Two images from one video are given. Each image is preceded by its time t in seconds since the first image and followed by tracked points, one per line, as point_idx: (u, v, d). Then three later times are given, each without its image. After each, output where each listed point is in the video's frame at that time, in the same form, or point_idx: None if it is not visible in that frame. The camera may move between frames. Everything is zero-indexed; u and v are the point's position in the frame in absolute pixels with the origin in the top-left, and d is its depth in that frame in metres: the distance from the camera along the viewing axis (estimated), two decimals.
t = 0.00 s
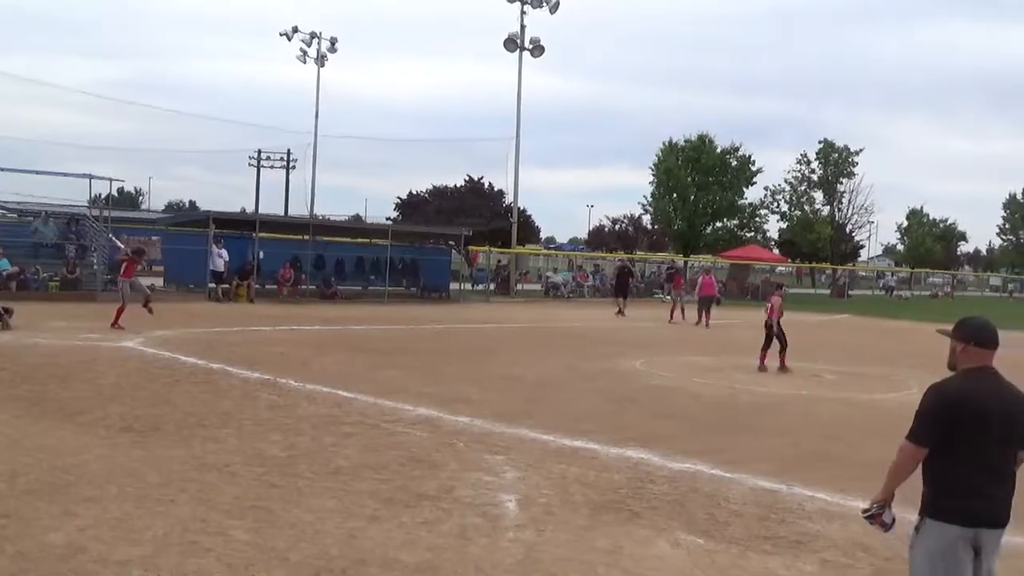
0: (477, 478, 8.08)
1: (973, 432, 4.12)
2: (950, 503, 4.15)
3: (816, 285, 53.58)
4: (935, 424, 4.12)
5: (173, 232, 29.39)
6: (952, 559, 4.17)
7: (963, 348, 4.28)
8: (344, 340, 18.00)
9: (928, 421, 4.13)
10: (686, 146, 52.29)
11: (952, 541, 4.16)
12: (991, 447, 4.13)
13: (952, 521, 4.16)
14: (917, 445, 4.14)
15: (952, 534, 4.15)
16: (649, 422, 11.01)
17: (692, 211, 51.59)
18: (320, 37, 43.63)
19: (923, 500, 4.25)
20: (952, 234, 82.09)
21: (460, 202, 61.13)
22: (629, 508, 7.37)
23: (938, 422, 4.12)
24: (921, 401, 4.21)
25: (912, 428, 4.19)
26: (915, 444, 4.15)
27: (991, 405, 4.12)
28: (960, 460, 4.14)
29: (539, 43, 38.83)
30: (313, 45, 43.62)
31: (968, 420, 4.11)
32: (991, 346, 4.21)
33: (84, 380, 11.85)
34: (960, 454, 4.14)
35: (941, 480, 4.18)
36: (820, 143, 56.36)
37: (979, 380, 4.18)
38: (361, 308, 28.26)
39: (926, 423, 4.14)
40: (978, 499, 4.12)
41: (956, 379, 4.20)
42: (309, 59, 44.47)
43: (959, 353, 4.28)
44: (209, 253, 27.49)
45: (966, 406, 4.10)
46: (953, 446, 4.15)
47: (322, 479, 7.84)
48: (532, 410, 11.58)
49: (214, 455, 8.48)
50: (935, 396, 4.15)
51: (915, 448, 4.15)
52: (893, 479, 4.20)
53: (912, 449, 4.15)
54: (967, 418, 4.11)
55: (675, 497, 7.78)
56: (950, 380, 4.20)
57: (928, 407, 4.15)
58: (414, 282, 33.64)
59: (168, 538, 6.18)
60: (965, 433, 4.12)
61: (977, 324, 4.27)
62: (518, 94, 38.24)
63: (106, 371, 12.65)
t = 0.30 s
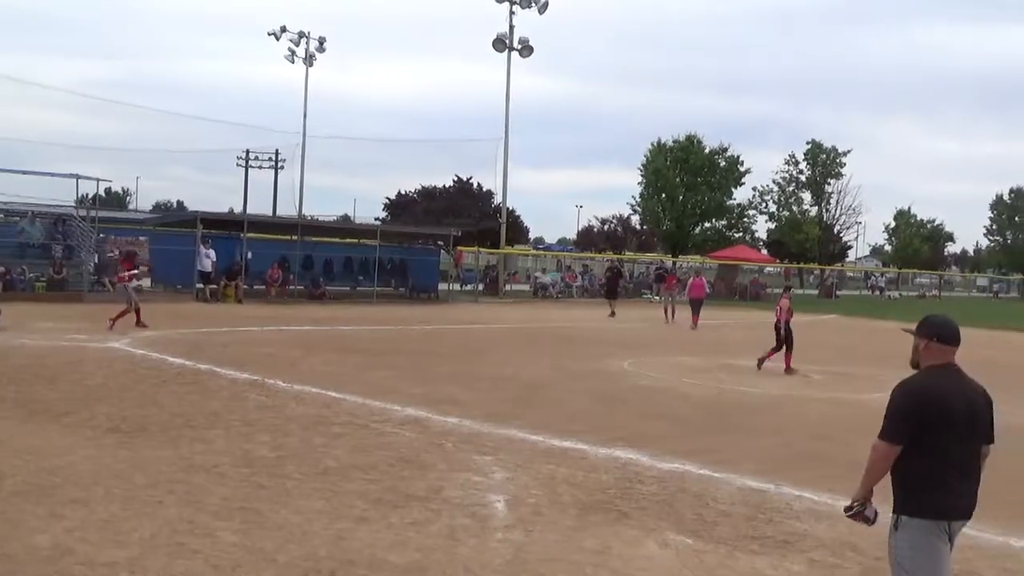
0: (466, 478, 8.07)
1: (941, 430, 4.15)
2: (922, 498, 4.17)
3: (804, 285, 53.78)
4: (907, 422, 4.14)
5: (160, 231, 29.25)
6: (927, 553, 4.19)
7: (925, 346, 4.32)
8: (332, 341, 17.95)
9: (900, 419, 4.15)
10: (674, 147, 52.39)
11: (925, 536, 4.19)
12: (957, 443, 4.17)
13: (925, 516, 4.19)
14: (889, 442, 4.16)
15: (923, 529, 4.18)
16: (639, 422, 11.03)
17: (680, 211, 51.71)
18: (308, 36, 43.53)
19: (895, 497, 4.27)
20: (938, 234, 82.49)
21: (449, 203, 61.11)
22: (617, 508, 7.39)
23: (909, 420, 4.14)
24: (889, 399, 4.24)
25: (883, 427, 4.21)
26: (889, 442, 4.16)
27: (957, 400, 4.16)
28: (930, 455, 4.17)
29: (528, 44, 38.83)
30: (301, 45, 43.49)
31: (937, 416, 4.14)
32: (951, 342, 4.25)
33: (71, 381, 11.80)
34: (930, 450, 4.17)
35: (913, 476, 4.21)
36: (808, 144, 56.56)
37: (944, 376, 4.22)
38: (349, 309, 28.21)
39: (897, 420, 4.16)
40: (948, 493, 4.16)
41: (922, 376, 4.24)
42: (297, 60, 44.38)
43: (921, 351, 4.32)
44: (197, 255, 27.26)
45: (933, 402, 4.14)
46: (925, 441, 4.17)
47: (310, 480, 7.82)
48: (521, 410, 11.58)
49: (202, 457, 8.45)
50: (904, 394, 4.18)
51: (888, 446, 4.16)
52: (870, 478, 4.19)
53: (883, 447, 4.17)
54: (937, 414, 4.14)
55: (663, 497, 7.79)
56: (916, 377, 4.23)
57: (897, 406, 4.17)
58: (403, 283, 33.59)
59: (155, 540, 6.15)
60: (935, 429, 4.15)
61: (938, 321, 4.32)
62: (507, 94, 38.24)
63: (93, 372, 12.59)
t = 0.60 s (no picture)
0: (453, 478, 8.05)
1: (913, 423, 4.24)
2: (897, 491, 4.24)
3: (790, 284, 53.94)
4: (886, 415, 4.19)
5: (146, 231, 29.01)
6: (898, 546, 4.27)
7: (883, 343, 4.40)
8: (318, 340, 17.89)
9: (882, 413, 4.19)
10: (660, 147, 52.48)
11: (896, 529, 4.26)
12: (924, 437, 4.29)
13: (897, 509, 4.26)
14: (872, 435, 4.18)
15: (895, 521, 4.26)
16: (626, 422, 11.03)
17: (666, 211, 51.81)
18: (294, 35, 43.37)
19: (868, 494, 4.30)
20: (922, 234, 82.92)
21: (435, 202, 61.02)
22: (604, 508, 7.38)
23: (888, 413, 4.20)
24: (863, 394, 4.27)
25: (862, 421, 4.22)
26: (871, 435, 4.18)
27: (924, 394, 4.28)
28: (907, 448, 4.24)
29: (514, 43, 38.82)
30: (287, 44, 43.33)
31: (912, 410, 4.23)
32: (910, 339, 4.37)
33: (55, 381, 11.73)
34: (904, 442, 4.25)
35: (887, 470, 4.27)
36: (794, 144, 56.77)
37: (910, 371, 4.31)
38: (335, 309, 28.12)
39: (877, 414, 4.19)
40: (918, 485, 4.26)
41: (890, 371, 4.31)
42: (283, 58, 44.22)
43: (881, 348, 4.39)
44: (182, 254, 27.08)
45: (907, 396, 4.23)
46: (900, 435, 4.24)
47: (297, 480, 7.79)
48: (508, 410, 11.56)
49: (187, 457, 8.42)
50: (879, 389, 4.23)
51: (872, 439, 4.18)
52: (855, 473, 4.19)
53: (867, 441, 4.18)
54: (911, 407, 4.23)
55: (649, 496, 7.80)
56: (885, 373, 4.29)
57: (877, 399, 4.20)
58: (389, 282, 33.53)
59: (140, 541, 6.11)
60: (912, 422, 4.22)
61: (894, 319, 4.43)
62: (493, 93, 38.22)
63: (76, 371, 12.51)
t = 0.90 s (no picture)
0: (440, 478, 8.03)
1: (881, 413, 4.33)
2: (860, 478, 4.33)
3: (776, 284, 54.13)
4: (858, 402, 4.26)
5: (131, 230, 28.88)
6: (856, 534, 4.36)
7: (851, 335, 4.49)
8: (304, 341, 17.84)
9: (856, 398, 4.26)
10: (647, 147, 52.59)
11: (858, 517, 4.35)
12: (889, 428, 4.38)
13: (862, 498, 4.35)
14: (843, 421, 4.24)
15: (858, 509, 4.34)
16: (612, 421, 11.04)
17: (653, 211, 51.91)
18: (280, 34, 43.24)
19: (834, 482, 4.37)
20: (907, 235, 83.35)
21: (422, 202, 60.95)
22: (590, 508, 7.38)
23: (860, 399, 4.27)
24: (836, 379, 4.33)
25: (835, 405, 4.28)
26: (843, 419, 4.24)
27: (891, 386, 4.38)
28: (875, 437, 4.33)
29: (500, 43, 38.82)
30: (273, 44, 43.19)
31: (881, 399, 4.32)
32: (878, 332, 4.47)
33: (39, 381, 11.66)
34: (871, 431, 4.33)
35: (851, 457, 4.35)
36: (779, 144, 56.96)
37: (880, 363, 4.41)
38: (322, 309, 28.05)
39: (850, 400, 4.25)
40: (882, 474, 4.35)
41: (860, 360, 4.39)
42: (269, 58, 44.07)
43: (850, 340, 4.47)
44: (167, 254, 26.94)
45: (878, 385, 4.31)
46: (868, 423, 4.32)
47: (283, 480, 7.77)
48: (494, 410, 11.55)
49: (173, 457, 8.38)
50: (852, 378, 4.30)
51: (843, 424, 4.23)
52: (825, 458, 4.25)
53: (839, 425, 4.24)
54: (880, 396, 4.31)
55: (636, 496, 7.81)
56: (856, 361, 4.37)
57: (850, 384, 4.26)
58: (375, 282, 33.49)
59: (125, 542, 6.07)
60: (881, 411, 4.31)
61: (863, 314, 4.52)
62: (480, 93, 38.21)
63: (61, 372, 12.44)
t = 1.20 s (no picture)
0: (433, 479, 8.03)
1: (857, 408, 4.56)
2: (835, 473, 4.54)
3: (769, 283, 54.24)
4: (838, 398, 4.48)
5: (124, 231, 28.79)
6: (829, 524, 4.58)
7: (828, 333, 4.73)
8: (297, 341, 17.81)
9: (836, 394, 4.48)
10: (639, 147, 52.65)
11: (832, 509, 4.56)
12: (864, 425, 4.61)
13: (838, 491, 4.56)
14: (822, 416, 4.46)
15: (833, 502, 4.55)
16: (604, 421, 11.05)
17: (645, 210, 51.97)
18: (272, 34, 43.18)
19: (810, 475, 4.58)
20: (899, 234, 83.53)
21: (415, 202, 60.91)
22: (584, 507, 7.39)
23: (840, 396, 4.49)
24: (818, 375, 4.54)
25: (816, 402, 4.49)
26: (822, 416, 4.45)
27: (867, 382, 4.62)
28: (851, 432, 4.56)
29: (493, 43, 38.81)
30: (265, 43, 43.12)
31: (858, 396, 4.56)
32: (852, 330, 4.72)
33: (30, 382, 11.63)
34: (846, 427, 4.56)
35: (829, 453, 4.55)
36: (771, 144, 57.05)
37: (855, 361, 4.66)
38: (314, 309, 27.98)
39: (831, 396, 4.47)
40: (855, 469, 4.56)
41: (837, 358, 4.63)
42: (261, 58, 43.99)
43: (827, 339, 4.71)
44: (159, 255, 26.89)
45: (855, 382, 4.55)
46: (844, 419, 4.54)
47: (276, 481, 7.76)
48: (487, 410, 11.54)
49: (166, 457, 8.37)
50: (831, 374, 4.52)
51: (823, 419, 4.45)
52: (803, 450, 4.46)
53: (818, 421, 4.45)
54: (856, 393, 4.56)
55: (629, 496, 7.81)
56: (836, 359, 4.60)
57: (829, 382, 4.49)
58: (368, 282, 33.46)
59: (118, 543, 6.06)
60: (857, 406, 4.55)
61: (837, 313, 4.77)
62: (473, 93, 38.21)
63: (52, 373, 12.41)
